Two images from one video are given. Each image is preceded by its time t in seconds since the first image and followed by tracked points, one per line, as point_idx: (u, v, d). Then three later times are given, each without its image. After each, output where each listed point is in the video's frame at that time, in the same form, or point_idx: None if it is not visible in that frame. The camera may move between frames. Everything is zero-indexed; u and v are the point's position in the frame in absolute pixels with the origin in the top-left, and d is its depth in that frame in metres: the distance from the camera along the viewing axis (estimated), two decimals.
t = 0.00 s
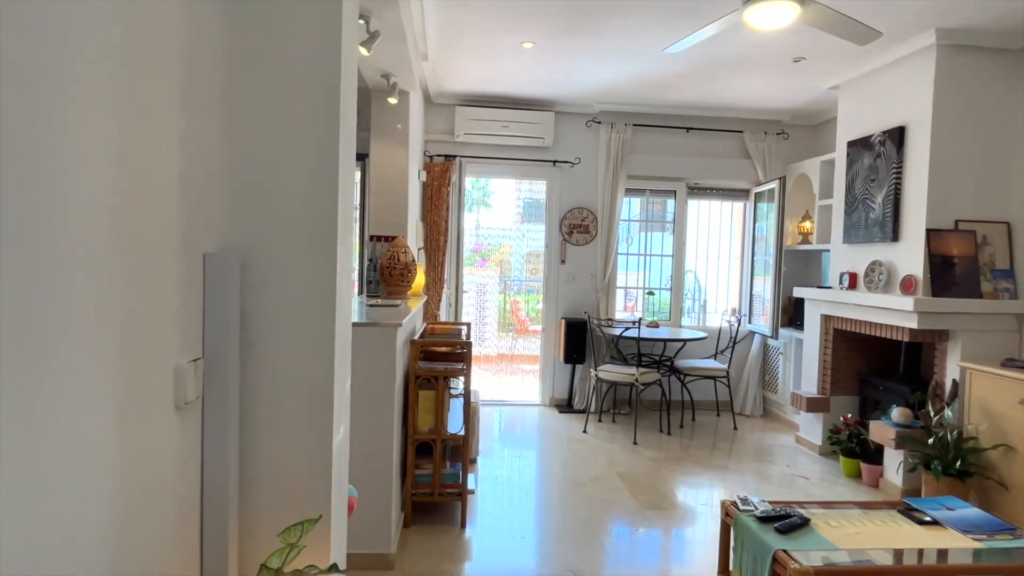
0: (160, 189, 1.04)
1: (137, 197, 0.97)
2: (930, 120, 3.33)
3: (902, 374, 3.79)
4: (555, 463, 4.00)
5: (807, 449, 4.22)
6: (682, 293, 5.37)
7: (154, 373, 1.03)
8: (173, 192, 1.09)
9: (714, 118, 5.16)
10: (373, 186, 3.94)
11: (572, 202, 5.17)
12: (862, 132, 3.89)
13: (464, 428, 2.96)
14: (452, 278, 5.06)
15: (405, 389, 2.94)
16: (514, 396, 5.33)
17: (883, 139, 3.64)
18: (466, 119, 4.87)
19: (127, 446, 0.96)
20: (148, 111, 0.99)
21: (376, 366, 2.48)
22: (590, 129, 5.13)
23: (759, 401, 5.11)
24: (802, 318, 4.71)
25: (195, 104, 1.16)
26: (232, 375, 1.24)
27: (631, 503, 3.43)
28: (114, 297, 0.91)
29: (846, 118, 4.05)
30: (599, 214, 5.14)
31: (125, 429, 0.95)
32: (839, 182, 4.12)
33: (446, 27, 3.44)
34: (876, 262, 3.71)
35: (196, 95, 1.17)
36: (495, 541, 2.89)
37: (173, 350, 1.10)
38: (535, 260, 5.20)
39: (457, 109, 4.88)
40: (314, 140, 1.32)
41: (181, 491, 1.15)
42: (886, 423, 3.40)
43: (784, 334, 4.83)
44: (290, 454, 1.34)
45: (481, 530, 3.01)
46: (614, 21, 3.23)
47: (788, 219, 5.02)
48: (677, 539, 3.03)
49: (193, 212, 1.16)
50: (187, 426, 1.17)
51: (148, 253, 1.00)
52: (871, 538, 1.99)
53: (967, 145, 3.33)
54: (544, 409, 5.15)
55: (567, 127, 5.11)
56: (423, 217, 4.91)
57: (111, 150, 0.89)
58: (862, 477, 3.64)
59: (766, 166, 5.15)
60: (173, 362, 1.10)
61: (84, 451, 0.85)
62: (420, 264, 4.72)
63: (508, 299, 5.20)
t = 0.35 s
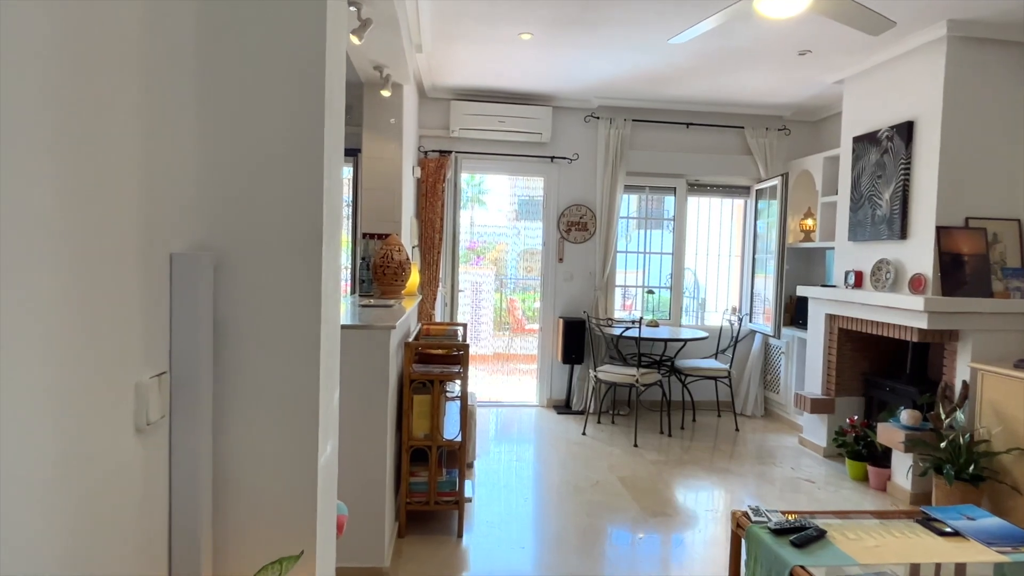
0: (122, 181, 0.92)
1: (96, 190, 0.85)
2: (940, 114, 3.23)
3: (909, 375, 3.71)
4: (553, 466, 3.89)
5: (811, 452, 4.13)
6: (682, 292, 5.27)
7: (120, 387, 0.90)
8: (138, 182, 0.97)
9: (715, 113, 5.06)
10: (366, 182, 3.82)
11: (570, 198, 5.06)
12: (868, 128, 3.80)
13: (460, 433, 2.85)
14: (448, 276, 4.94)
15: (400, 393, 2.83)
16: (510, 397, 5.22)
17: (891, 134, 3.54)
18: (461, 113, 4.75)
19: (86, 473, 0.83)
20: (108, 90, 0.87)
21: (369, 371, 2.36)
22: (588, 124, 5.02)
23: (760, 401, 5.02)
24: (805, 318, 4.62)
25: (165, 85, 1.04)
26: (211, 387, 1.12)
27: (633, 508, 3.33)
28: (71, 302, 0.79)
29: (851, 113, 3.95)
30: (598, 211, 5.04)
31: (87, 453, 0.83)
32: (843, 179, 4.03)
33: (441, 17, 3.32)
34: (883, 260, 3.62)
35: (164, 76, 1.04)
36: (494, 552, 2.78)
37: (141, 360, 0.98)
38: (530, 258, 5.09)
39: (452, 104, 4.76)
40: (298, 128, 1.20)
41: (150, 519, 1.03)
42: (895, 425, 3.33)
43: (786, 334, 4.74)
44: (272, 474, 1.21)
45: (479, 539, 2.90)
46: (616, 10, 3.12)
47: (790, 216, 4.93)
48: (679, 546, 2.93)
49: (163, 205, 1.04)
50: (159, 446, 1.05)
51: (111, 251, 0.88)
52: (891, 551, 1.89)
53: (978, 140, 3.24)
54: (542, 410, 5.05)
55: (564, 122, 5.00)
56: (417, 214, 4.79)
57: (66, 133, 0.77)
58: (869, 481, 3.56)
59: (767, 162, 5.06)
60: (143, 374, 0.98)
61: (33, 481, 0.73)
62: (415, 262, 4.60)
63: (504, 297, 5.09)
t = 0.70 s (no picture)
0: (82, 168, 0.80)
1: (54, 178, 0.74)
2: (950, 108, 3.14)
3: (916, 376, 3.63)
4: (552, 470, 3.79)
5: (815, 454, 4.04)
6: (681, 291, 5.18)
7: (83, 405, 0.79)
8: (105, 171, 0.85)
9: (715, 109, 4.97)
10: (359, 179, 3.70)
11: (568, 196, 4.96)
12: (874, 123, 3.71)
13: (458, 439, 2.75)
14: (443, 276, 4.83)
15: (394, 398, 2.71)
16: (507, 399, 5.11)
17: (898, 130, 3.46)
18: (456, 109, 4.64)
19: (44, 506, 0.72)
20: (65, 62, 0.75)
21: (363, 376, 2.25)
22: (587, 120, 4.92)
23: (761, 402, 4.94)
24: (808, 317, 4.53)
25: (138, 63, 0.93)
26: (191, 401, 1.01)
27: (634, 515, 3.23)
28: (23, 310, 0.68)
29: (856, 109, 3.87)
30: (596, 210, 4.94)
31: (42, 482, 0.72)
32: (848, 176, 3.95)
33: (437, 8, 3.21)
34: (889, 259, 3.54)
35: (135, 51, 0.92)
36: (493, 563, 2.67)
37: (110, 373, 0.86)
38: (525, 258, 4.98)
39: (447, 99, 4.65)
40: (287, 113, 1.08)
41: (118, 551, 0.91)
42: (903, 428, 3.25)
43: (788, 334, 4.65)
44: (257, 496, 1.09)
45: (477, 549, 2.79)
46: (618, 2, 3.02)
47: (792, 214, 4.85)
48: (685, 554, 2.83)
49: (135, 197, 0.93)
50: (133, 468, 0.93)
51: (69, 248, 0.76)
52: (913, 564, 1.80)
53: (989, 135, 3.15)
54: (539, 412, 4.94)
55: (562, 118, 4.90)
56: (412, 212, 4.67)
57: (17, 111, 0.66)
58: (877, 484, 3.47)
59: (768, 159, 4.98)
60: (111, 389, 0.86)
61: None
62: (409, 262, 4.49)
63: (500, 297, 4.98)
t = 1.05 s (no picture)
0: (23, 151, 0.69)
1: None
2: (962, 104, 3.06)
3: (926, 379, 3.54)
4: (551, 476, 3.69)
5: (821, 459, 3.96)
6: (683, 292, 5.09)
7: (28, 426, 0.69)
8: (58, 162, 0.75)
9: (719, 106, 4.88)
10: (354, 177, 3.60)
11: (568, 195, 4.86)
12: (883, 120, 3.63)
13: (455, 446, 2.65)
14: (440, 277, 4.74)
15: (390, 403, 2.62)
16: (506, 402, 5.02)
17: (908, 126, 3.37)
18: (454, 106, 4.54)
19: None
20: None
21: (356, 381, 2.15)
22: (587, 118, 4.82)
23: (765, 405, 4.85)
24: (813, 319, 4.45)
25: (101, 40, 0.83)
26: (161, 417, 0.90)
27: (637, 522, 3.13)
28: None
29: (864, 105, 3.79)
30: (597, 209, 4.84)
31: None
32: (855, 174, 3.86)
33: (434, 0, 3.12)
34: (899, 259, 3.45)
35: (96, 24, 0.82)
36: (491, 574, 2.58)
37: (60, 387, 0.76)
38: (524, 258, 4.88)
39: (446, 96, 4.55)
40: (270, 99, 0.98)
41: None
42: (915, 434, 3.15)
43: (794, 335, 4.56)
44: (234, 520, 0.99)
45: (475, 559, 2.69)
46: None
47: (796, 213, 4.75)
48: (690, 563, 2.73)
49: (95, 187, 0.82)
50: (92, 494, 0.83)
51: None
52: None
53: (1003, 131, 3.07)
54: (539, 415, 4.85)
55: (562, 115, 4.80)
56: (409, 211, 4.58)
57: None
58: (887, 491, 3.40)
59: (772, 157, 4.89)
60: (64, 406, 0.76)
61: None
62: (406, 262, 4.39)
63: (499, 298, 4.88)
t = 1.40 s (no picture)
0: None
1: None
2: (977, 99, 2.95)
3: (937, 384, 3.44)
4: (552, 483, 3.59)
5: (829, 465, 3.85)
6: (687, 294, 4.99)
7: None
8: None
9: (723, 104, 4.78)
10: (349, 175, 3.51)
11: (569, 195, 4.76)
12: (893, 117, 3.53)
13: (451, 454, 2.56)
14: (439, 277, 4.64)
15: (383, 409, 2.52)
16: (506, 405, 4.92)
17: (920, 123, 3.27)
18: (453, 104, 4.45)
19: None
20: None
21: (346, 387, 2.06)
22: (589, 116, 4.72)
23: (771, 409, 4.75)
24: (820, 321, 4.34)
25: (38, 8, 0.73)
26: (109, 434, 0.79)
27: (640, 531, 3.03)
28: None
29: (873, 102, 3.69)
30: (599, 208, 4.74)
31: None
32: (864, 172, 3.76)
33: None
34: (910, 260, 3.35)
35: None
36: None
37: None
38: (526, 258, 4.79)
39: (444, 93, 4.47)
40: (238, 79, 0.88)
41: None
42: (927, 442, 3.10)
43: (800, 338, 4.46)
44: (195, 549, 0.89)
45: (471, 571, 2.59)
46: None
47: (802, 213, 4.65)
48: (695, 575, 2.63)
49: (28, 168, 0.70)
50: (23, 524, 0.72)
51: None
52: None
53: (1020, 128, 2.97)
54: (539, 419, 4.75)
55: (563, 113, 4.70)
56: (407, 210, 4.48)
57: None
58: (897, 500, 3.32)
59: (778, 155, 4.79)
60: None
61: None
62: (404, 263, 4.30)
63: (499, 299, 4.79)
